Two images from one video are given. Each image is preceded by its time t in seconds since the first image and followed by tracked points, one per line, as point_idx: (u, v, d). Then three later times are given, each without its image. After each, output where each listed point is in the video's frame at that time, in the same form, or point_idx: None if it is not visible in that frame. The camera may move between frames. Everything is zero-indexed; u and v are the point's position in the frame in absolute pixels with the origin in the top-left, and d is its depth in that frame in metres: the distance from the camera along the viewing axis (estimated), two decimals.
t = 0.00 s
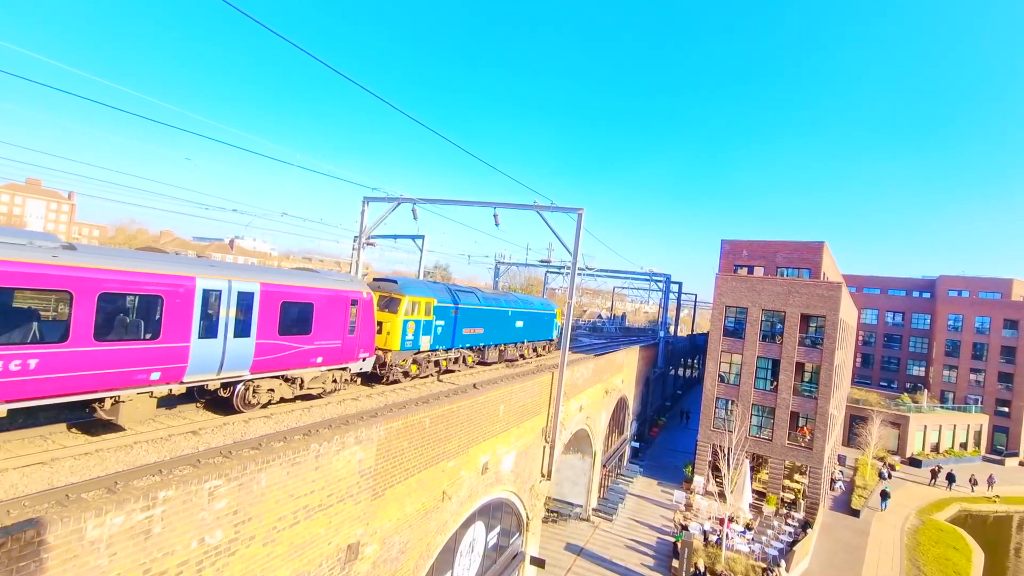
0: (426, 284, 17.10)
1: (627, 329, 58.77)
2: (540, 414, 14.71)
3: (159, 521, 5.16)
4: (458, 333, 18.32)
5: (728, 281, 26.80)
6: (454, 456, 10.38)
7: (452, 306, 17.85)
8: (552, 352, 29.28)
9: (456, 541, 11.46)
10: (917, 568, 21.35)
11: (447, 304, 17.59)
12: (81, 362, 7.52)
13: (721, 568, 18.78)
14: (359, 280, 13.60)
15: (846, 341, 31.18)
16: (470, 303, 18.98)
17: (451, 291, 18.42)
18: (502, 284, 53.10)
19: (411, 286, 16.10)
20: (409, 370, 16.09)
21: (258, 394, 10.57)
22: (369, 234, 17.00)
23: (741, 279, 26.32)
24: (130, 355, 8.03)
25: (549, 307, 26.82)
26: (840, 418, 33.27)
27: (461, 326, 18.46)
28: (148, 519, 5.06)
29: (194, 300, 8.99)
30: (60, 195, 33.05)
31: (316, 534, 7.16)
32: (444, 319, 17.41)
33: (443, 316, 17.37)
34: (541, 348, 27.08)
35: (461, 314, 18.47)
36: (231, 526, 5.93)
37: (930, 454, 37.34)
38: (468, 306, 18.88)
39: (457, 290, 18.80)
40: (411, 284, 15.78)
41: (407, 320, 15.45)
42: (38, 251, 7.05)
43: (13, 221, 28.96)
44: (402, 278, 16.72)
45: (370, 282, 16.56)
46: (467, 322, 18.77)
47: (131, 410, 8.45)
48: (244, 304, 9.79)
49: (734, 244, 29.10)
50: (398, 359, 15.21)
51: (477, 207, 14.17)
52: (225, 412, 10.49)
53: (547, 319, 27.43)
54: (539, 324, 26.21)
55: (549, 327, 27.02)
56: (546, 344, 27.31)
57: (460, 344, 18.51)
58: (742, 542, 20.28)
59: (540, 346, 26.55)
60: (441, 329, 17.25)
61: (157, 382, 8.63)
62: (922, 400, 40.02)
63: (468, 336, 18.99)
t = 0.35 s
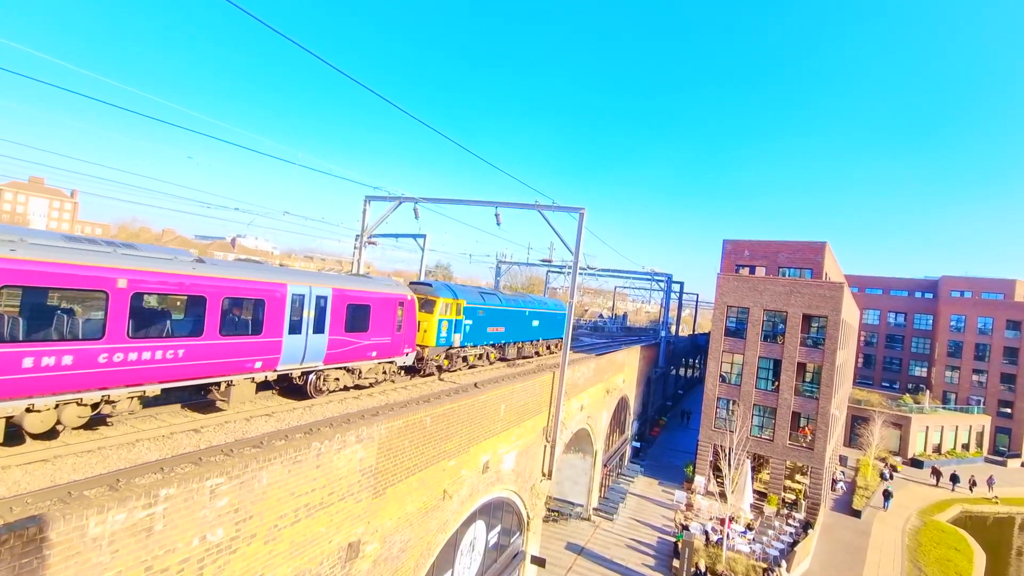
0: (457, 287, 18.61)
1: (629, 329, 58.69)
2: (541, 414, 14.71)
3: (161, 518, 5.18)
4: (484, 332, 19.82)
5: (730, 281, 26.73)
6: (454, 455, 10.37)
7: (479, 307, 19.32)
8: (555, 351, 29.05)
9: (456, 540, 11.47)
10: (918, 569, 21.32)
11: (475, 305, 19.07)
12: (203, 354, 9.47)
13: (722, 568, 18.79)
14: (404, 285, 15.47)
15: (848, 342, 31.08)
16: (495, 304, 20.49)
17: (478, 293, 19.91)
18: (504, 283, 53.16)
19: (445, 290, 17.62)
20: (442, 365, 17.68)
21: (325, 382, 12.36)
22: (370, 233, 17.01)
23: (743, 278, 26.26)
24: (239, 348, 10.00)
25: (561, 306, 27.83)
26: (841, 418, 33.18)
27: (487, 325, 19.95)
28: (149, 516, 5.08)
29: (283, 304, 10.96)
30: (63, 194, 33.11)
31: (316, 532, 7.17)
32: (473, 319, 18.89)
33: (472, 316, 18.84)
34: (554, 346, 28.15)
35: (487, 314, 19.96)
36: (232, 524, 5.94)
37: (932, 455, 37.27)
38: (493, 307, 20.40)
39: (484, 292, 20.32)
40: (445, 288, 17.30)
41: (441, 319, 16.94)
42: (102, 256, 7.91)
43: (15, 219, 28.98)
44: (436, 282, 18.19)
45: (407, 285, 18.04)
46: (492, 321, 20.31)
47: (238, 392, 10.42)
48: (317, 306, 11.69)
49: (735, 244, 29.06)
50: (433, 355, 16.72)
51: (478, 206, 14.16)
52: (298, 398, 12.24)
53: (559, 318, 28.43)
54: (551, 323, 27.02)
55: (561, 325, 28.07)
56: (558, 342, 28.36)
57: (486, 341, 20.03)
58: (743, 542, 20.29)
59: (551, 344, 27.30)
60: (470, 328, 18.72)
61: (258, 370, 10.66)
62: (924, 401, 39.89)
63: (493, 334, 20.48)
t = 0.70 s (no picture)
0: (482, 288, 19.93)
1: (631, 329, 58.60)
2: (542, 413, 14.71)
3: (163, 516, 5.20)
4: (505, 330, 21.20)
5: (732, 281, 26.65)
6: (455, 454, 10.37)
7: (501, 307, 20.65)
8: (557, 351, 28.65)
9: (457, 539, 11.48)
10: (920, 569, 21.27)
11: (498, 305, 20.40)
12: (290, 347, 11.18)
13: (724, 567, 18.79)
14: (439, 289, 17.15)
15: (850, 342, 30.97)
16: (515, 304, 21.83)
17: (500, 294, 21.25)
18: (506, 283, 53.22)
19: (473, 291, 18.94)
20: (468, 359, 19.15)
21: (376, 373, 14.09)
22: (372, 233, 17.02)
23: (745, 278, 26.19)
24: (315, 342, 11.67)
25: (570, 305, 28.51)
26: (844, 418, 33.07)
27: (507, 324, 21.28)
28: (151, 514, 5.10)
29: (350, 306, 12.67)
30: (66, 193, 33.21)
31: (318, 530, 7.19)
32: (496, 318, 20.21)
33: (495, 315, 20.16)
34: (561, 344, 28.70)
35: (509, 314, 21.31)
36: (234, 522, 5.97)
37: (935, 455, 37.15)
38: (514, 307, 21.75)
39: (505, 293, 21.65)
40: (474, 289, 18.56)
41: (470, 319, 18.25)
42: (137, 256, 8.24)
43: (19, 217, 29.06)
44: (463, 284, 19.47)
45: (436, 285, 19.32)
46: (512, 320, 21.62)
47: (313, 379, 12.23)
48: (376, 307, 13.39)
49: (738, 243, 28.99)
50: (462, 352, 18.10)
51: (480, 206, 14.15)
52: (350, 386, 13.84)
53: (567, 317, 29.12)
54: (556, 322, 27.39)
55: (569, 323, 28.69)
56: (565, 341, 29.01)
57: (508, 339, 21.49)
58: (745, 542, 20.26)
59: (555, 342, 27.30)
60: (494, 326, 20.07)
61: (330, 361, 12.41)
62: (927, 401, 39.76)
63: (512, 333, 21.80)
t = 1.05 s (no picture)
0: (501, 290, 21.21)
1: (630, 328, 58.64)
2: (542, 413, 14.73)
3: (162, 516, 5.19)
4: (520, 329, 22.52)
5: (731, 281, 26.65)
6: (455, 454, 10.37)
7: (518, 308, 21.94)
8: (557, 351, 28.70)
9: (457, 538, 11.50)
10: (919, 569, 21.31)
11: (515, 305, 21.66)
12: (352, 343, 13.06)
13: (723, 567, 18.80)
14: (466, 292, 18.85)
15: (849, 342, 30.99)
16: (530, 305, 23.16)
17: (516, 296, 22.58)
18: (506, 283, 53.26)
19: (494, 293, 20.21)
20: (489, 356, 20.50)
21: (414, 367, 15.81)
22: (371, 233, 17.03)
23: (744, 278, 26.20)
24: (371, 339, 13.50)
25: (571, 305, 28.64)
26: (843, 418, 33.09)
27: (522, 324, 22.56)
28: (150, 514, 5.09)
29: (397, 307, 14.50)
30: (64, 192, 33.08)
31: (316, 531, 7.18)
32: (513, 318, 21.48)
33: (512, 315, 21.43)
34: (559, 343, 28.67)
35: (525, 314, 22.63)
36: (232, 522, 5.96)
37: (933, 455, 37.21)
38: (529, 308, 23.09)
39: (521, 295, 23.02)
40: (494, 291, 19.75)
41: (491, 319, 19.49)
42: (241, 268, 10.28)
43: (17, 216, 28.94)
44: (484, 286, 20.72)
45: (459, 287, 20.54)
46: (527, 320, 22.93)
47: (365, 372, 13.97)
48: (416, 309, 15.16)
49: (737, 243, 29.02)
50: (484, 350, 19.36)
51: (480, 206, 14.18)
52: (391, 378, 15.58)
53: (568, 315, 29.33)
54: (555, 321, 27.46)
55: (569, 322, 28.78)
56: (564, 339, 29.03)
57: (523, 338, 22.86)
58: (744, 542, 20.27)
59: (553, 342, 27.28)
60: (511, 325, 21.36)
61: (381, 356, 14.22)
62: (926, 401, 39.84)
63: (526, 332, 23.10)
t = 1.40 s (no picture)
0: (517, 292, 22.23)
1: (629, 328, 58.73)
2: (542, 413, 14.76)
3: (161, 516, 5.19)
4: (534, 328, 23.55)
5: (730, 281, 26.66)
6: (454, 454, 10.37)
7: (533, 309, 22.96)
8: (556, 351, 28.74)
9: (456, 538, 11.51)
10: (918, 569, 21.33)
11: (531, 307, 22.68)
12: (400, 340, 14.59)
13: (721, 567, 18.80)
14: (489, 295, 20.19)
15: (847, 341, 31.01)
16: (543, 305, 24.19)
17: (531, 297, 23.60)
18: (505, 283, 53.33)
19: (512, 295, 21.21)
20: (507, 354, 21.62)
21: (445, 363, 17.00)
22: (371, 232, 17.03)
23: (743, 278, 26.21)
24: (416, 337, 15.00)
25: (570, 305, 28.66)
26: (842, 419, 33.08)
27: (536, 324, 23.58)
28: (148, 514, 5.08)
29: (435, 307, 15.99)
30: (63, 191, 33.07)
31: (315, 531, 7.17)
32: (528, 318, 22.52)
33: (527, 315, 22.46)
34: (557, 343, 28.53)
35: (539, 314, 23.69)
36: (231, 522, 5.95)
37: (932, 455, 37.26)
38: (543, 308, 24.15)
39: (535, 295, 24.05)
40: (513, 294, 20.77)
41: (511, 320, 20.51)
42: (312, 275, 11.81)
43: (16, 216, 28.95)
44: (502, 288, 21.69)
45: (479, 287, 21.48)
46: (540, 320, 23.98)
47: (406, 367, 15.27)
48: (450, 310, 16.63)
49: (736, 244, 29.06)
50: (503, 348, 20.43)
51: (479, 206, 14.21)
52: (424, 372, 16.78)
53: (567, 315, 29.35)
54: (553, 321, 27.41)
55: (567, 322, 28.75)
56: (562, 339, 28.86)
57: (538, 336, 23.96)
58: (743, 542, 20.27)
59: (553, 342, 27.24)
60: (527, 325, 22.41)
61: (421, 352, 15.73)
62: (925, 401, 39.88)
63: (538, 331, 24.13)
